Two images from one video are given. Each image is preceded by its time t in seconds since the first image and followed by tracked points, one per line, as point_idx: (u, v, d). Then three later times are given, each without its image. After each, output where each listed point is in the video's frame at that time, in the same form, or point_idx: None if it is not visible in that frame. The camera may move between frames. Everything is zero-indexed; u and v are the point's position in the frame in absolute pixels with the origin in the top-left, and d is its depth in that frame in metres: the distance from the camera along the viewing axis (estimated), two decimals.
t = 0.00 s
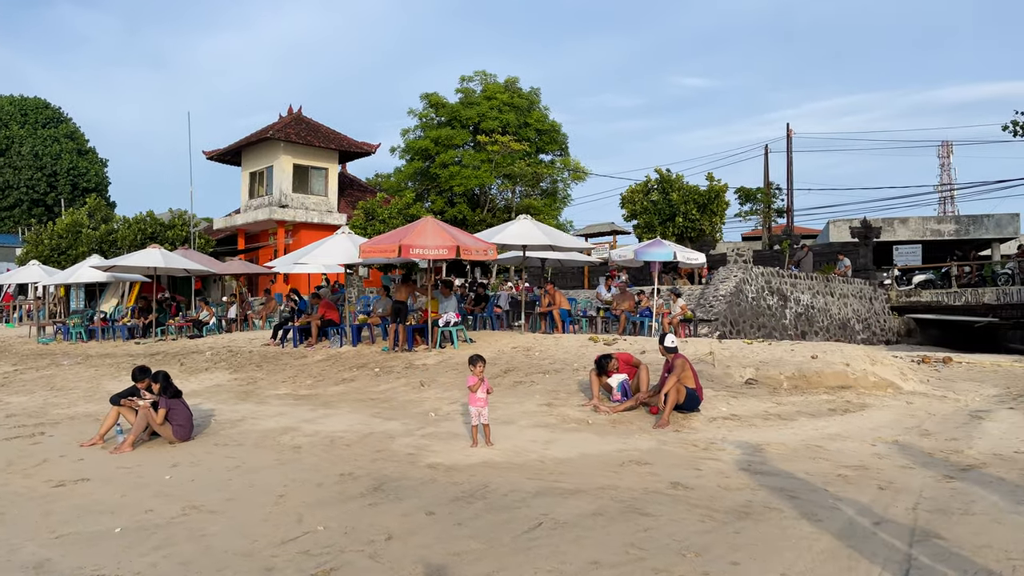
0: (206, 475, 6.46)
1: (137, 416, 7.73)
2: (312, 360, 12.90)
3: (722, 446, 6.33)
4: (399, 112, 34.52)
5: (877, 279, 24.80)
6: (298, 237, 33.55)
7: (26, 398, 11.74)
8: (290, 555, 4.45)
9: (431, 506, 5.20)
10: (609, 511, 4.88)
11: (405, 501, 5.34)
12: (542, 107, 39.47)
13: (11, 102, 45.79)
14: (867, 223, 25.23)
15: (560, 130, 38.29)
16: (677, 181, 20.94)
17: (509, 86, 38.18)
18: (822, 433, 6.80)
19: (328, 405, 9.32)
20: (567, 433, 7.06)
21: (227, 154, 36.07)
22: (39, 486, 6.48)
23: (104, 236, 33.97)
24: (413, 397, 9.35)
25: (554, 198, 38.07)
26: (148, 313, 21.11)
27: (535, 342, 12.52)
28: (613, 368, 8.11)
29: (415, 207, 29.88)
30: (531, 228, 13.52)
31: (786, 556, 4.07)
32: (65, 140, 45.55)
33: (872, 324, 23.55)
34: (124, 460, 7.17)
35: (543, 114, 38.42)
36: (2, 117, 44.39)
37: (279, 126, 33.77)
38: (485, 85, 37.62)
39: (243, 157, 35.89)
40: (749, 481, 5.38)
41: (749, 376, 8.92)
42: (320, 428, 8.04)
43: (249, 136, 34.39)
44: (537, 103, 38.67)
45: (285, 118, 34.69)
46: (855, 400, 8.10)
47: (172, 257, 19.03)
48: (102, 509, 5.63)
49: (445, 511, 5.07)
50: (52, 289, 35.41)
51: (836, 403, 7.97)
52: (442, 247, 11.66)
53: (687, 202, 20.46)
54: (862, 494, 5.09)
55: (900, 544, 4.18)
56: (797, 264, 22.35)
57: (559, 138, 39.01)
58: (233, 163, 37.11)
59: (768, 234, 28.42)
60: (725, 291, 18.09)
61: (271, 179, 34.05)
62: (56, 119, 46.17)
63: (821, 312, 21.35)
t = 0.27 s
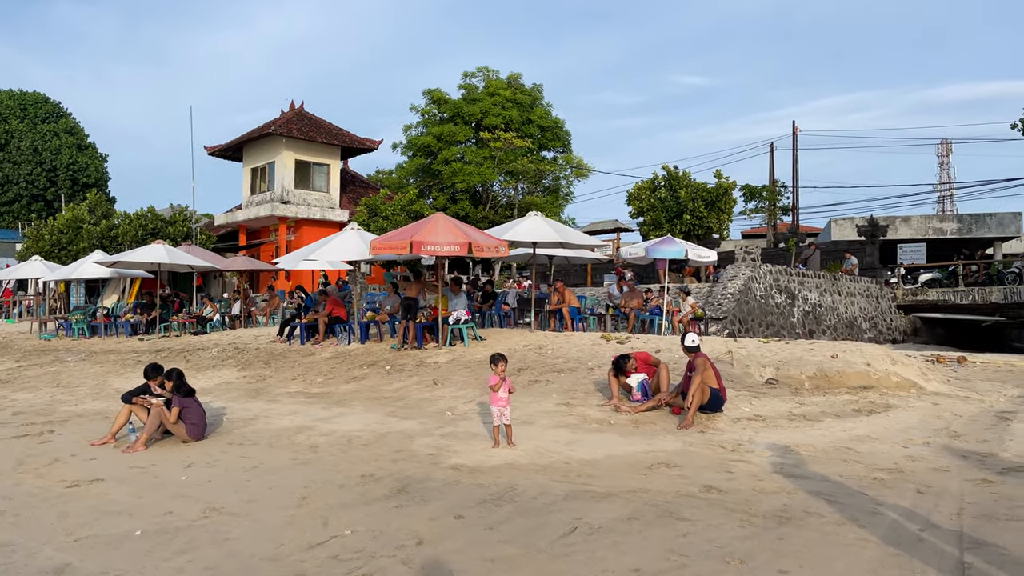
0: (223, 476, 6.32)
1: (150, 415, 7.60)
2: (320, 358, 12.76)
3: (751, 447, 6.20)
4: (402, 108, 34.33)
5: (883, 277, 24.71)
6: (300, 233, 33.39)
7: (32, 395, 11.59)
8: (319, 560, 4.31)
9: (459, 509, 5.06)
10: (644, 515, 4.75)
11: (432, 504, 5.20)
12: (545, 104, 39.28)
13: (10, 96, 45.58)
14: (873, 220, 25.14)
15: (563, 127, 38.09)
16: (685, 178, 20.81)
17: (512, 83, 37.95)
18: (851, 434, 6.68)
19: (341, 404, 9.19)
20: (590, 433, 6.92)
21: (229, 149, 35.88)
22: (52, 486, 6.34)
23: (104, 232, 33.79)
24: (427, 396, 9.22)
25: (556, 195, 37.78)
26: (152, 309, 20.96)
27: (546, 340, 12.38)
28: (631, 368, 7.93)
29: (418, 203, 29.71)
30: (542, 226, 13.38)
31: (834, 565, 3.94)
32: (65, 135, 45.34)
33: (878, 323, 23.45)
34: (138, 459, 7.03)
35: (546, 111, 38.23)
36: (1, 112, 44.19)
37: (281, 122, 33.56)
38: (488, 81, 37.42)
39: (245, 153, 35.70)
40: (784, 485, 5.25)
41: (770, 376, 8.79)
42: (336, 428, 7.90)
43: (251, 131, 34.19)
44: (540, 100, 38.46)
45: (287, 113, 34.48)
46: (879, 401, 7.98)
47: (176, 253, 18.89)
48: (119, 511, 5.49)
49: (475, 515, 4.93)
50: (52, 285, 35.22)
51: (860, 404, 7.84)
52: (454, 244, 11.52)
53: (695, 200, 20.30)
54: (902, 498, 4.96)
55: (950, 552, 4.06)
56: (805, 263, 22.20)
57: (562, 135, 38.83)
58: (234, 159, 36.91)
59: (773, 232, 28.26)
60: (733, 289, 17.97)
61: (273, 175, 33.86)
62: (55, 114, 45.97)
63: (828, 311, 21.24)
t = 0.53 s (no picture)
0: (242, 472, 6.18)
1: (164, 410, 7.44)
2: (331, 353, 12.63)
3: (783, 445, 6.05)
4: (407, 103, 34.11)
5: (893, 274, 24.56)
6: (304, 228, 33.23)
7: (41, 390, 11.46)
8: (349, 560, 4.16)
9: (490, 507, 4.91)
10: (684, 515, 4.60)
11: (461, 501, 5.05)
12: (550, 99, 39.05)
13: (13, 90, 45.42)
14: (883, 216, 24.98)
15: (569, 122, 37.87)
16: (695, 172, 20.71)
17: (518, 77, 37.72)
18: (883, 432, 6.53)
19: (356, 399, 9.04)
20: (615, 429, 6.78)
21: (232, 144, 35.69)
22: (67, 482, 6.20)
23: (108, 227, 33.63)
24: (444, 391, 9.08)
25: (561, 190, 37.52)
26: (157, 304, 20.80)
27: (560, 335, 12.24)
28: (654, 364, 7.76)
29: (424, 198, 29.56)
30: (554, 219, 13.22)
31: (888, 567, 3.80)
32: (67, 129, 45.17)
33: (889, 319, 23.33)
34: (153, 456, 6.89)
35: (551, 105, 38.00)
36: (4, 105, 44.01)
37: (285, 116, 33.36)
38: (493, 75, 37.22)
39: (248, 147, 35.52)
40: (823, 484, 5.11)
41: (793, 371, 8.65)
42: (353, 423, 7.76)
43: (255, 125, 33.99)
44: (545, 95, 38.23)
45: (291, 107, 34.29)
46: (907, 398, 7.83)
47: (182, 246, 18.75)
48: (138, 508, 5.35)
49: (506, 513, 4.79)
50: (55, 280, 35.08)
51: (889, 400, 7.70)
52: (468, 237, 11.33)
53: (706, 194, 20.21)
54: (947, 498, 4.81)
55: (1008, 554, 3.91)
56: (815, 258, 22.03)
57: (567, 130, 38.64)
58: (238, 153, 36.72)
59: (781, 227, 28.09)
60: (744, 285, 17.83)
61: (277, 169, 33.68)
62: (57, 108, 45.81)
63: (839, 307, 21.10)
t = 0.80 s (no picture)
0: (260, 474, 6.00)
1: (177, 409, 7.27)
2: (341, 350, 12.46)
3: (818, 448, 5.88)
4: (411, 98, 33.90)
5: (902, 271, 24.40)
6: (308, 224, 33.02)
7: (47, 387, 11.28)
8: (381, 569, 3.98)
9: (522, 512, 4.74)
10: (726, 522, 4.42)
11: (491, 507, 4.88)
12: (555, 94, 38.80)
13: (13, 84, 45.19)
14: (892, 212, 24.89)
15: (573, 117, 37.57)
16: (704, 168, 20.56)
17: (522, 72, 37.48)
18: (917, 433, 6.36)
19: (370, 398, 8.86)
20: (641, 430, 6.60)
21: (235, 139, 35.47)
22: (80, 484, 6.03)
23: (110, 222, 33.42)
24: (460, 390, 8.90)
25: (565, 186, 37.40)
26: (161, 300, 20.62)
27: (574, 332, 12.07)
28: (677, 362, 7.60)
29: (429, 193, 29.39)
30: (567, 215, 13.05)
31: None
32: (69, 124, 44.95)
33: (898, 316, 23.17)
34: (167, 457, 6.72)
35: (556, 101, 37.72)
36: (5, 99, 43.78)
37: (289, 110, 33.13)
38: (498, 70, 37.00)
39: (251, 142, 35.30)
40: (866, 489, 4.93)
41: (817, 371, 8.49)
42: (370, 423, 7.59)
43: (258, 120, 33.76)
44: (550, 90, 37.98)
45: (295, 102, 34.05)
46: (936, 398, 7.65)
47: (187, 242, 18.56)
48: (155, 512, 5.17)
49: (540, 519, 4.60)
50: (57, 275, 34.89)
51: (918, 401, 7.52)
52: (481, 233, 11.14)
53: (716, 190, 20.01)
54: (997, 504, 4.64)
55: None
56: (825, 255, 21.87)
57: (572, 125, 38.37)
58: (241, 148, 36.50)
59: (789, 224, 27.91)
60: (756, 282, 17.67)
61: (280, 164, 33.46)
62: (59, 102, 45.58)
63: (849, 304, 20.93)
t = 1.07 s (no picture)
0: (282, 475, 5.86)
1: (192, 407, 7.12)
2: (351, 348, 12.31)
3: (854, 448, 5.74)
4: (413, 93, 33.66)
5: (909, 267, 24.27)
6: (310, 220, 32.82)
7: (55, 384, 11.13)
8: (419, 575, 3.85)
9: (558, 514, 4.61)
10: (771, 524, 4.29)
11: (526, 508, 4.74)
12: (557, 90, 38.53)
13: (13, 80, 44.97)
14: (899, 209, 24.77)
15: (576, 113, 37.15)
16: (712, 164, 20.47)
17: (525, 68, 37.27)
18: (951, 433, 6.22)
19: (385, 395, 8.71)
20: (669, 429, 6.46)
21: (237, 134, 35.26)
22: (97, 484, 5.89)
23: (111, 218, 33.23)
24: (477, 387, 8.76)
25: (568, 182, 37.30)
26: (165, 296, 20.45)
27: (587, 329, 11.93)
28: (702, 359, 7.45)
29: (432, 189, 29.22)
30: (579, 210, 12.91)
31: None
32: (68, 119, 44.69)
33: (906, 313, 23.04)
34: (184, 456, 6.58)
35: (559, 97, 37.38)
36: (4, 95, 43.54)
37: (291, 106, 32.91)
38: (500, 66, 36.80)
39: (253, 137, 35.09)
40: (910, 490, 4.79)
41: (841, 368, 8.35)
42: (389, 422, 7.45)
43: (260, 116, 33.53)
44: (553, 85, 37.69)
45: (296, 98, 33.82)
46: (965, 396, 7.52)
47: (192, 237, 18.39)
48: (178, 514, 5.03)
49: (577, 521, 4.47)
50: (58, 271, 34.70)
51: (947, 399, 7.39)
52: (494, 228, 10.98)
53: (724, 185, 19.94)
54: None
55: None
56: (833, 251, 21.72)
57: (574, 121, 37.84)
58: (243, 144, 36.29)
59: (794, 220, 27.77)
60: (765, 278, 17.53)
61: (282, 160, 33.25)
62: (58, 98, 45.33)
63: (857, 301, 20.79)
